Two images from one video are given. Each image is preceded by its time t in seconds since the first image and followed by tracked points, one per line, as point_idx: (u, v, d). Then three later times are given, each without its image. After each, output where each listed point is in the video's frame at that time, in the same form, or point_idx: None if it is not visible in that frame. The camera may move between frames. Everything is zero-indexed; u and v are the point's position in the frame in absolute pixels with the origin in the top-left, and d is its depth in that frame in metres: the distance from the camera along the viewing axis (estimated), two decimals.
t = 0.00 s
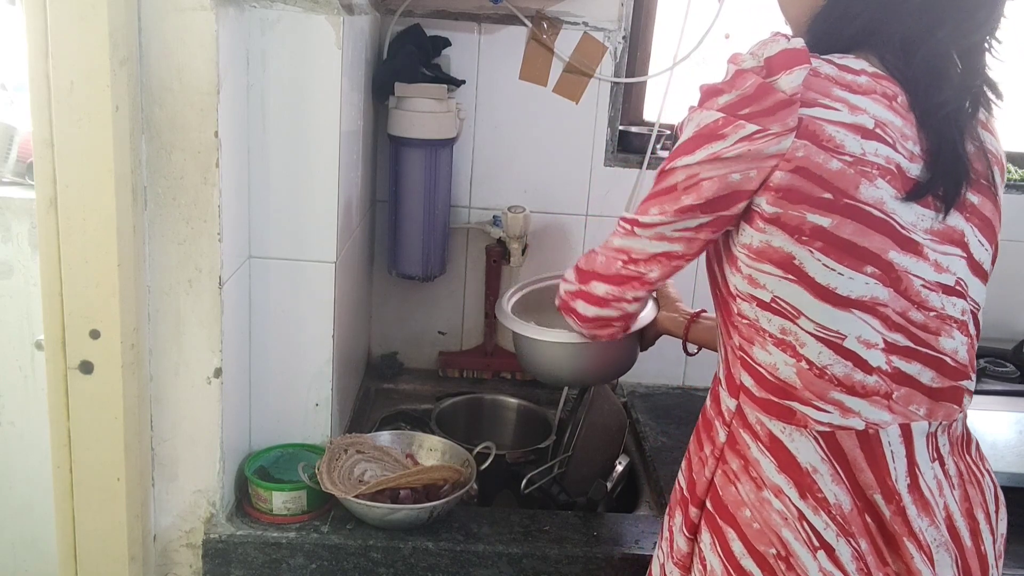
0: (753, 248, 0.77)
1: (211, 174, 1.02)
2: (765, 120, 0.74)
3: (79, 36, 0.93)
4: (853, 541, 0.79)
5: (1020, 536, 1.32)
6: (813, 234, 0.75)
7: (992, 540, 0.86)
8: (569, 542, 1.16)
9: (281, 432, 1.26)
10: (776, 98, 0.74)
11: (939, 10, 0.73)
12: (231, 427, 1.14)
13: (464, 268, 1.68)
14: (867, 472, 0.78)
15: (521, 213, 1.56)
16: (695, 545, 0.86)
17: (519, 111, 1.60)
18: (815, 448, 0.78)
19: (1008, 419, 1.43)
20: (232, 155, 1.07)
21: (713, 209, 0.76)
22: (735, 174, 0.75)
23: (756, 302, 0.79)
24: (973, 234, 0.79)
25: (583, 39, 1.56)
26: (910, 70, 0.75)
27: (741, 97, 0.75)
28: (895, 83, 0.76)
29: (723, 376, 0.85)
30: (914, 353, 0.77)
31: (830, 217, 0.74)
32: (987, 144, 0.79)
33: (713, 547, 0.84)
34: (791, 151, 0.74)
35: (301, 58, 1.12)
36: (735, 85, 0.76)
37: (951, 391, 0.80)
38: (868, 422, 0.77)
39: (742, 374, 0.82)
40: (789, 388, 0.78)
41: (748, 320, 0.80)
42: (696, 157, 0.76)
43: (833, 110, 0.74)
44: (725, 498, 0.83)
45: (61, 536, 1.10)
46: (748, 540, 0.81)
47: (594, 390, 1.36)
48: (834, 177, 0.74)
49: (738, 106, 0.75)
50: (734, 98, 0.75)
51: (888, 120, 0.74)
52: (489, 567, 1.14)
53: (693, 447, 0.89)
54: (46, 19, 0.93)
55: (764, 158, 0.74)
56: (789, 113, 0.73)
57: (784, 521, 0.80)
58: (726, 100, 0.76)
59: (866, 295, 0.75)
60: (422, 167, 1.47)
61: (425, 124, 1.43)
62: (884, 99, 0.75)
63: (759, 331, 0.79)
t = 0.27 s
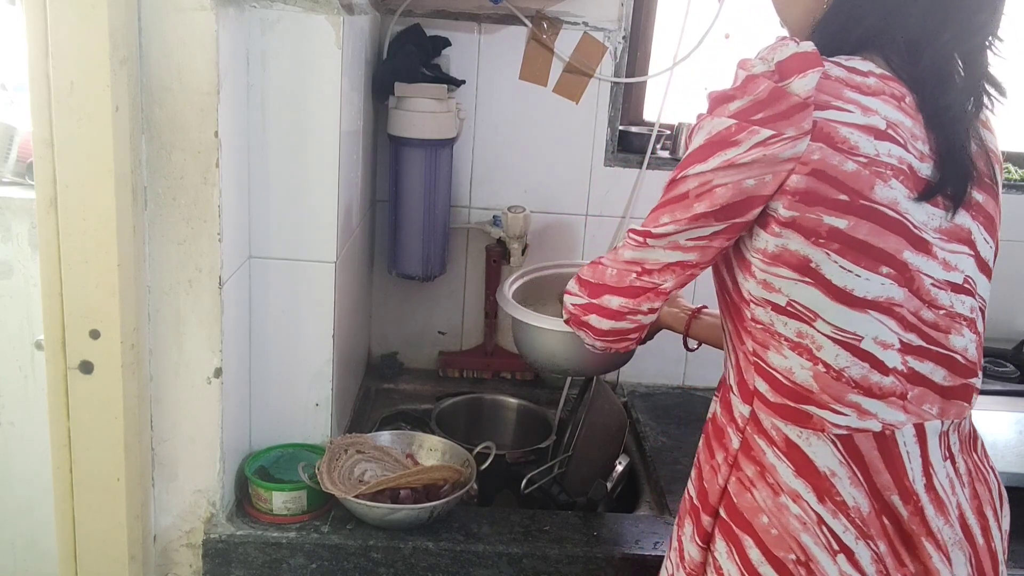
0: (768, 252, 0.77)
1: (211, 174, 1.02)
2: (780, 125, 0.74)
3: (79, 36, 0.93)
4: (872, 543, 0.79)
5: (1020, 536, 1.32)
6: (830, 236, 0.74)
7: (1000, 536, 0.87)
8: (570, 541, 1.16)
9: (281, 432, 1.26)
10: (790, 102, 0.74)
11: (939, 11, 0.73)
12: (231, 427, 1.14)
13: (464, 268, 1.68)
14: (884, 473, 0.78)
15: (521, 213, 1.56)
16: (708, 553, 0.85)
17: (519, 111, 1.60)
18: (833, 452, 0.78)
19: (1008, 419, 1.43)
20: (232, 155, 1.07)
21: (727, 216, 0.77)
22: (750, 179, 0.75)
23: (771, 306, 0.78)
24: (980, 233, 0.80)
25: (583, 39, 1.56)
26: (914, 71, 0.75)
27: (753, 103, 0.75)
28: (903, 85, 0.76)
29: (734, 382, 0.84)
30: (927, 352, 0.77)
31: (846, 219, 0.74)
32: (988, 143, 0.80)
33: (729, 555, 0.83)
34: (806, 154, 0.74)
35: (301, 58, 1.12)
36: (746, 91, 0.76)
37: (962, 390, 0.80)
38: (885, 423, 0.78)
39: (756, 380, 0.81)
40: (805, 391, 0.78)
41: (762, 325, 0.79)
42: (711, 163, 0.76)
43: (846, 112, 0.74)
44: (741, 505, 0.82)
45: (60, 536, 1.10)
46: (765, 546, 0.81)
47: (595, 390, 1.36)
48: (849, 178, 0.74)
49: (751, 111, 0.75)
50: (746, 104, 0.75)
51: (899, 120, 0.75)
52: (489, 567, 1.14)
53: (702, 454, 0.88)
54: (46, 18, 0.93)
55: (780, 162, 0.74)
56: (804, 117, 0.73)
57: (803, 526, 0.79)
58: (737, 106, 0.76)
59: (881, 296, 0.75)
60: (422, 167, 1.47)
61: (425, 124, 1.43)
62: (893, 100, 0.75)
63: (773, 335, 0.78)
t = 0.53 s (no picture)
0: (776, 254, 0.77)
1: (211, 175, 1.02)
2: (785, 127, 0.74)
3: (79, 36, 0.93)
4: (887, 543, 0.79)
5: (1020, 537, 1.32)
6: (838, 237, 0.74)
7: (1007, 531, 0.89)
8: (569, 541, 1.16)
9: (281, 432, 1.26)
10: (794, 104, 0.74)
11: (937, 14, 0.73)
12: (231, 427, 1.14)
13: (464, 267, 1.68)
14: (897, 473, 0.79)
15: (521, 213, 1.56)
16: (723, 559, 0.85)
17: (519, 111, 1.60)
18: (846, 454, 0.78)
19: (1008, 419, 1.43)
20: (232, 155, 1.07)
21: (726, 212, 0.77)
22: (752, 179, 0.75)
23: (780, 309, 0.78)
24: (982, 231, 0.80)
25: (583, 39, 1.56)
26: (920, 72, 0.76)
27: (757, 104, 0.75)
28: (905, 85, 0.76)
29: (742, 385, 0.84)
30: (935, 351, 0.78)
31: (854, 220, 0.74)
32: (987, 141, 0.80)
33: (744, 561, 0.82)
34: (811, 156, 0.74)
35: (301, 58, 1.12)
36: (751, 92, 0.76)
37: (970, 387, 0.81)
38: (896, 423, 0.78)
39: (765, 383, 0.80)
40: (816, 394, 0.77)
41: (771, 328, 0.79)
42: (712, 162, 0.76)
43: (852, 114, 0.74)
44: (754, 509, 0.82)
45: (60, 536, 1.10)
46: (781, 550, 0.80)
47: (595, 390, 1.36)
48: (856, 179, 0.74)
49: (756, 112, 0.75)
50: (751, 105, 0.76)
51: (903, 120, 0.75)
52: (489, 567, 1.14)
53: (712, 460, 0.87)
54: (46, 18, 0.93)
55: (785, 163, 0.74)
56: (808, 119, 0.74)
57: (818, 528, 0.79)
58: (740, 108, 0.76)
59: (891, 296, 0.75)
60: (422, 167, 1.48)
61: (425, 124, 1.43)
62: (897, 101, 0.75)
63: (783, 338, 0.78)
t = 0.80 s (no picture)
0: (781, 254, 0.77)
1: (211, 175, 1.02)
2: (788, 128, 0.74)
3: (79, 36, 0.93)
4: (893, 543, 0.79)
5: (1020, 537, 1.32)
6: (843, 237, 0.74)
7: (1010, 529, 0.89)
8: (569, 541, 1.16)
9: (281, 432, 1.26)
10: (798, 105, 0.74)
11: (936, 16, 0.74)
12: (231, 427, 1.14)
13: (464, 267, 1.68)
14: (903, 472, 0.79)
15: (521, 213, 1.56)
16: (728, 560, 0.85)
17: (519, 111, 1.60)
18: (852, 454, 0.78)
19: (1008, 419, 1.43)
20: (232, 155, 1.07)
21: (730, 213, 0.77)
22: (757, 179, 0.75)
23: (785, 310, 0.78)
24: (984, 229, 0.80)
25: (583, 39, 1.56)
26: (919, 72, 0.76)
27: (762, 105, 0.75)
28: (906, 83, 0.76)
29: (746, 386, 0.84)
30: (939, 350, 0.78)
31: (859, 219, 0.74)
32: (987, 138, 0.81)
33: (750, 561, 0.82)
34: (816, 157, 0.74)
35: (301, 58, 1.12)
36: (755, 93, 0.76)
37: (973, 385, 0.81)
38: (901, 422, 0.78)
39: (770, 384, 0.80)
40: (821, 394, 0.77)
41: (775, 329, 0.79)
42: (717, 163, 0.77)
43: (856, 114, 0.74)
44: (760, 509, 0.82)
45: (60, 535, 1.10)
46: (787, 550, 0.80)
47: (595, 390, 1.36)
48: (861, 179, 0.74)
49: (761, 112, 0.75)
50: (755, 106, 0.75)
51: (906, 120, 0.75)
52: (489, 567, 1.14)
53: (716, 461, 0.87)
54: (46, 19, 0.93)
55: (789, 164, 0.74)
56: (812, 120, 0.73)
57: (824, 528, 0.79)
58: (744, 108, 0.76)
59: (896, 295, 0.75)
60: (422, 167, 1.47)
61: (425, 124, 1.43)
62: (900, 101, 0.75)
63: (788, 338, 0.78)
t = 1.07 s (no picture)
0: (784, 258, 0.76)
1: (211, 175, 1.02)
2: (795, 131, 0.73)
3: (79, 36, 0.93)
4: (894, 542, 0.79)
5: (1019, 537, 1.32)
6: (847, 240, 0.74)
7: (1015, 530, 0.89)
8: (569, 541, 1.16)
9: (282, 432, 1.26)
10: (804, 108, 0.73)
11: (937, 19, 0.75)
12: (231, 427, 1.14)
13: (464, 268, 1.68)
14: (906, 472, 0.79)
15: (521, 213, 1.56)
16: (731, 562, 0.85)
17: (519, 111, 1.59)
18: (854, 454, 0.78)
19: (1008, 419, 1.43)
20: (232, 155, 1.07)
21: (741, 221, 0.75)
22: (765, 186, 0.74)
23: (788, 312, 0.78)
24: (983, 228, 0.81)
25: (583, 39, 1.56)
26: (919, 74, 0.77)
27: (768, 108, 0.74)
28: (908, 86, 0.77)
29: (749, 388, 0.84)
30: (941, 349, 0.78)
31: (863, 221, 0.74)
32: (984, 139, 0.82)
33: (751, 563, 0.82)
34: (822, 160, 0.73)
35: (301, 58, 1.12)
36: (760, 96, 0.75)
37: (975, 384, 0.82)
38: (902, 422, 0.78)
39: (773, 387, 0.80)
40: (825, 396, 0.77)
41: (779, 332, 0.79)
42: (723, 168, 0.75)
43: (859, 116, 0.74)
44: (762, 511, 0.81)
45: (60, 536, 1.10)
46: (788, 551, 0.80)
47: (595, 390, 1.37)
48: (865, 182, 0.74)
49: (767, 116, 0.74)
50: (761, 109, 0.75)
51: (907, 122, 0.75)
52: (489, 567, 1.14)
53: (718, 463, 0.87)
54: (46, 18, 0.93)
55: (796, 168, 0.74)
56: (818, 123, 0.73)
57: (825, 528, 0.79)
58: (751, 112, 0.75)
59: (897, 296, 0.76)
60: (422, 167, 1.47)
61: (425, 124, 1.43)
62: (900, 102, 0.76)
63: (792, 340, 0.78)
